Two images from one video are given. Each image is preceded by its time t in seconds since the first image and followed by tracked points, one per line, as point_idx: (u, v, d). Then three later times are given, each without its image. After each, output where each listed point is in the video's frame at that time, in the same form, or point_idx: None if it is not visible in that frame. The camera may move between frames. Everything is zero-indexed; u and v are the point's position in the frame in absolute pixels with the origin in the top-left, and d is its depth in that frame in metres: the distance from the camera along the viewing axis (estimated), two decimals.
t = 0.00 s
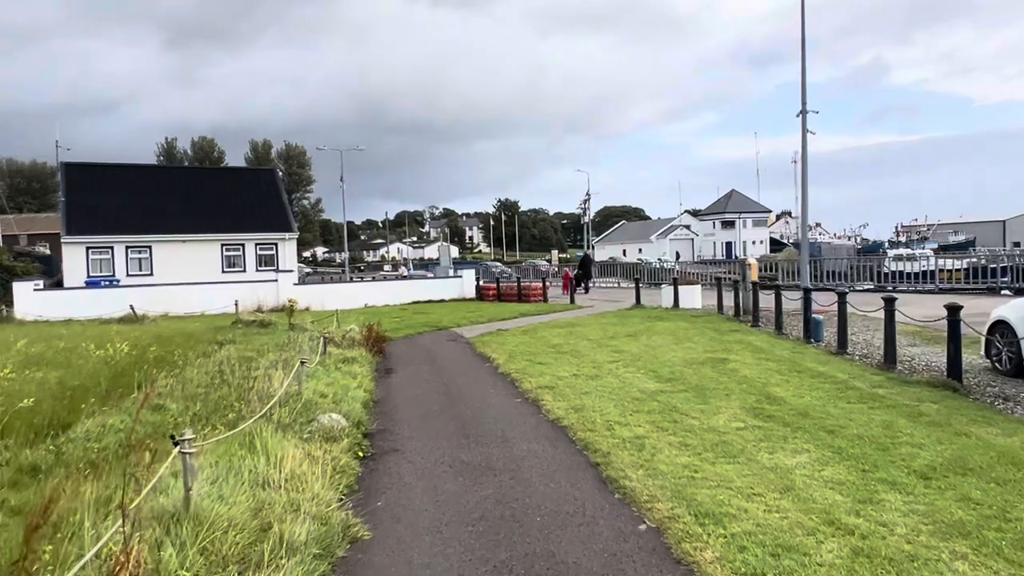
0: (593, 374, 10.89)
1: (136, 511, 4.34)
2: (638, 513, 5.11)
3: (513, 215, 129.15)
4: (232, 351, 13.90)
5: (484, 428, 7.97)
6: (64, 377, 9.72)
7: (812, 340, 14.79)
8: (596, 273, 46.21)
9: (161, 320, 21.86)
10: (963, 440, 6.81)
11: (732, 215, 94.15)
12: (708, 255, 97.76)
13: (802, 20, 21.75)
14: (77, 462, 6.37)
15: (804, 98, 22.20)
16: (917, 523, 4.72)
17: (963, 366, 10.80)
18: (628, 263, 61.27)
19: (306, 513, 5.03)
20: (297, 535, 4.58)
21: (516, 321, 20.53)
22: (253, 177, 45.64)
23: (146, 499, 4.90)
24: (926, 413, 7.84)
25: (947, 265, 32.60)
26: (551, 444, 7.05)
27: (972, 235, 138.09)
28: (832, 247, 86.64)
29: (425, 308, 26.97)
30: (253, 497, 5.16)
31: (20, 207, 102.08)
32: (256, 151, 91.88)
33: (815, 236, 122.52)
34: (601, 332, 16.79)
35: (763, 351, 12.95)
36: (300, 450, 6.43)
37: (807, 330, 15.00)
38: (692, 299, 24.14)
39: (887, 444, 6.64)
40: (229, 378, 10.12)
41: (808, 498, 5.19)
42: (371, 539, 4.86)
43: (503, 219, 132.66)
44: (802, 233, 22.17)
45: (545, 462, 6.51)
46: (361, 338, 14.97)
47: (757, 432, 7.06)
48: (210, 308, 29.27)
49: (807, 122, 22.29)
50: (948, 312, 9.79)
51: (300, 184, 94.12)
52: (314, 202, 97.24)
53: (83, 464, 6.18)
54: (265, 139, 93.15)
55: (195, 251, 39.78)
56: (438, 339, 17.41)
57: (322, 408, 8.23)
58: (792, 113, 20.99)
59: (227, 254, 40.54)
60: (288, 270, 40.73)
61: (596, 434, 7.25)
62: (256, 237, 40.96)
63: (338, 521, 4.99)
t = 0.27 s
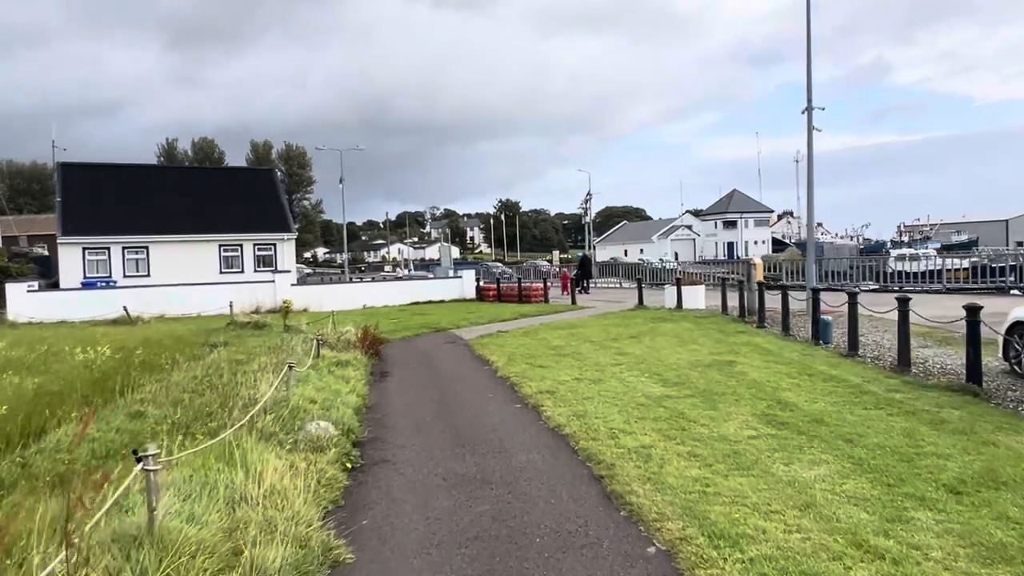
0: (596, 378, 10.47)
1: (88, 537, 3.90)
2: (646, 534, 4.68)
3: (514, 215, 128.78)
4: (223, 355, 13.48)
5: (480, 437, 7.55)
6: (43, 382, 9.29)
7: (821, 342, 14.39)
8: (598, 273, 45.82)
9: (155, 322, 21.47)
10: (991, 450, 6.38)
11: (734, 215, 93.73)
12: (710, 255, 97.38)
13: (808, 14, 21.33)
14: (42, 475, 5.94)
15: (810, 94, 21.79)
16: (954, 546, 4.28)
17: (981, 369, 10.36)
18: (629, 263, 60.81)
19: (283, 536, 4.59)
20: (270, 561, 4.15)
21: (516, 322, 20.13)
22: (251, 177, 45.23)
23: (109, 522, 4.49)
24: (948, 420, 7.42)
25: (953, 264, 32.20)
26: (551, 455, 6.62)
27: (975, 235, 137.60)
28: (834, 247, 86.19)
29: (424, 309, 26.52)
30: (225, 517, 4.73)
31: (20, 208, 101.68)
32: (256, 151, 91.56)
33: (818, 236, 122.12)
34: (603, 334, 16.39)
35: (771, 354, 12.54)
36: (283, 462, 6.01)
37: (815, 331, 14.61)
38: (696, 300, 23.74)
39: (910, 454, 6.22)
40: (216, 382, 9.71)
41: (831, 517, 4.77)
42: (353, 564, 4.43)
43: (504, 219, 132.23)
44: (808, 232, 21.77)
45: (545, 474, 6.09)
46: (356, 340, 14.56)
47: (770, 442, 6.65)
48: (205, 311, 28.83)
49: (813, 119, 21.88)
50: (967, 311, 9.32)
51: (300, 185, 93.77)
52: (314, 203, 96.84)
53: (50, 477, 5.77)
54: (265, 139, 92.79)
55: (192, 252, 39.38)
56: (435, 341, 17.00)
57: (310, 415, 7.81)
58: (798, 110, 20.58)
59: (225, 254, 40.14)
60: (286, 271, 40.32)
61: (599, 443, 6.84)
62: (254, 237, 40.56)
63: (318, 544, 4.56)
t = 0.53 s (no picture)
0: (601, 386, 10.08)
1: None
2: (661, 566, 4.26)
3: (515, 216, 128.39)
4: (215, 361, 13.09)
5: (481, 451, 7.15)
6: (24, 391, 8.91)
7: (831, 347, 14.01)
8: (599, 275, 45.43)
9: (149, 326, 21.07)
10: None
11: (735, 216, 93.34)
12: (711, 255, 96.99)
13: (814, 11, 20.93)
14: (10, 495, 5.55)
15: (816, 93, 21.39)
16: None
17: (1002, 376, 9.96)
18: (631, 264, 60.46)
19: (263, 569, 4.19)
20: None
21: (517, 326, 19.75)
22: (250, 178, 44.87)
23: (74, 556, 4.10)
24: (974, 433, 7.02)
25: (959, 266, 31.81)
26: (556, 472, 6.21)
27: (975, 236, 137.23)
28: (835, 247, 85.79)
29: (423, 312, 26.14)
30: (202, 549, 4.33)
31: (19, 209, 101.39)
32: (256, 153, 91.21)
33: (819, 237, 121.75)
34: (606, 338, 15.99)
35: (781, 360, 12.15)
36: (270, 482, 5.61)
37: (825, 336, 14.22)
38: (699, 302, 23.35)
39: (940, 472, 5.81)
40: (204, 391, 9.32)
41: (864, 546, 4.38)
42: None
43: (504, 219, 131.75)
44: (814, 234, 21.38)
45: (550, 494, 5.68)
46: (353, 345, 14.16)
47: (788, 458, 6.25)
48: (201, 314, 28.42)
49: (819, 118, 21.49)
50: (989, 316, 8.93)
51: (299, 186, 93.37)
52: (314, 204, 96.48)
53: (17, 499, 5.38)
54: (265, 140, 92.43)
55: (190, 254, 39.00)
56: (434, 346, 16.60)
57: (302, 428, 7.42)
58: (804, 109, 20.19)
59: (222, 256, 39.74)
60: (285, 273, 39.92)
61: (606, 459, 6.44)
62: (252, 239, 40.16)
63: None
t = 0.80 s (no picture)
0: (608, 392, 9.69)
1: None
2: None
3: (514, 218, 128.01)
4: (207, 366, 12.67)
5: (484, 462, 6.74)
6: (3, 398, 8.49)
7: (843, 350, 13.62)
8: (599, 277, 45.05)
9: (143, 329, 20.65)
10: None
11: (736, 218, 93.01)
12: (711, 258, 96.63)
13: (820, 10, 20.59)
14: None
15: (822, 92, 21.03)
16: None
17: None
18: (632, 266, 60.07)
19: None
20: None
21: (518, 329, 19.35)
22: (248, 180, 44.48)
23: None
24: (1007, 442, 6.62)
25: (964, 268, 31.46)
26: (565, 486, 5.81)
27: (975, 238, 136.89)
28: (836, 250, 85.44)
29: (422, 315, 25.73)
30: None
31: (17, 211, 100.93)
32: (254, 155, 90.84)
33: (819, 239, 121.46)
34: (610, 341, 15.57)
35: (793, 364, 11.76)
36: (258, 498, 5.20)
37: (836, 340, 13.83)
38: (704, 305, 22.98)
39: (978, 486, 5.41)
40: (194, 398, 8.90)
41: (910, 572, 3.98)
42: None
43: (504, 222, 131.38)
44: (820, 235, 21.01)
45: (559, 510, 5.28)
46: (350, 348, 13.75)
47: (813, 471, 5.85)
48: (197, 317, 28.06)
49: (825, 118, 21.13)
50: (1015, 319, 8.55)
51: (298, 189, 92.96)
52: (313, 206, 96.09)
53: None
54: (264, 142, 92.05)
55: (187, 256, 38.58)
56: (434, 349, 16.18)
57: (295, 438, 7.02)
58: (810, 109, 19.84)
59: (219, 258, 39.31)
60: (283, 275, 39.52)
61: (618, 472, 6.03)
62: (250, 241, 39.74)
63: None
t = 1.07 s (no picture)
0: (612, 406, 9.30)
1: None
2: None
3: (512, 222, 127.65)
4: (198, 378, 12.27)
5: (484, 484, 6.36)
6: None
7: (851, 359, 13.26)
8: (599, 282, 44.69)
9: (134, 337, 20.24)
10: None
11: (734, 222, 92.75)
12: (710, 262, 96.34)
13: (824, 12, 20.25)
14: None
15: (826, 95, 20.69)
16: None
17: None
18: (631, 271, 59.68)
19: None
20: None
21: (518, 336, 18.96)
22: (244, 184, 44.08)
23: None
24: None
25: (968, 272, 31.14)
26: (571, 514, 5.43)
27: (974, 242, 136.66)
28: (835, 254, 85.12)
29: (420, 322, 25.36)
30: None
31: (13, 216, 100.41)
32: (252, 160, 90.47)
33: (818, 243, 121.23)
34: (612, 350, 15.18)
35: (803, 375, 11.38)
36: (240, 531, 4.81)
37: (844, 348, 13.47)
38: (706, 311, 22.61)
39: (1015, 515, 5.03)
40: (180, 413, 8.52)
41: None
42: None
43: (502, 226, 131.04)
44: (825, 240, 20.65)
45: (565, 542, 4.90)
46: (345, 358, 13.36)
47: (836, 498, 5.48)
48: (192, 323, 27.63)
49: (829, 122, 20.79)
50: None
51: (296, 193, 92.54)
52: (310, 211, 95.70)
53: None
54: (261, 147, 91.68)
55: (182, 261, 38.16)
56: (432, 358, 15.78)
57: (284, 459, 6.63)
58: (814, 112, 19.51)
59: (215, 264, 38.88)
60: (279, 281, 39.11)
61: (627, 497, 5.65)
62: (246, 246, 39.33)
63: None
